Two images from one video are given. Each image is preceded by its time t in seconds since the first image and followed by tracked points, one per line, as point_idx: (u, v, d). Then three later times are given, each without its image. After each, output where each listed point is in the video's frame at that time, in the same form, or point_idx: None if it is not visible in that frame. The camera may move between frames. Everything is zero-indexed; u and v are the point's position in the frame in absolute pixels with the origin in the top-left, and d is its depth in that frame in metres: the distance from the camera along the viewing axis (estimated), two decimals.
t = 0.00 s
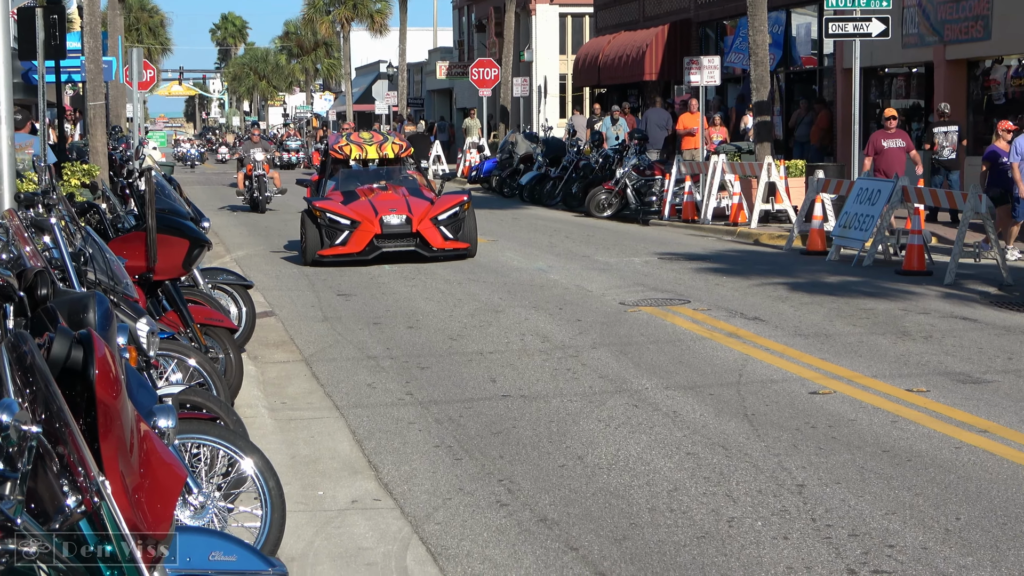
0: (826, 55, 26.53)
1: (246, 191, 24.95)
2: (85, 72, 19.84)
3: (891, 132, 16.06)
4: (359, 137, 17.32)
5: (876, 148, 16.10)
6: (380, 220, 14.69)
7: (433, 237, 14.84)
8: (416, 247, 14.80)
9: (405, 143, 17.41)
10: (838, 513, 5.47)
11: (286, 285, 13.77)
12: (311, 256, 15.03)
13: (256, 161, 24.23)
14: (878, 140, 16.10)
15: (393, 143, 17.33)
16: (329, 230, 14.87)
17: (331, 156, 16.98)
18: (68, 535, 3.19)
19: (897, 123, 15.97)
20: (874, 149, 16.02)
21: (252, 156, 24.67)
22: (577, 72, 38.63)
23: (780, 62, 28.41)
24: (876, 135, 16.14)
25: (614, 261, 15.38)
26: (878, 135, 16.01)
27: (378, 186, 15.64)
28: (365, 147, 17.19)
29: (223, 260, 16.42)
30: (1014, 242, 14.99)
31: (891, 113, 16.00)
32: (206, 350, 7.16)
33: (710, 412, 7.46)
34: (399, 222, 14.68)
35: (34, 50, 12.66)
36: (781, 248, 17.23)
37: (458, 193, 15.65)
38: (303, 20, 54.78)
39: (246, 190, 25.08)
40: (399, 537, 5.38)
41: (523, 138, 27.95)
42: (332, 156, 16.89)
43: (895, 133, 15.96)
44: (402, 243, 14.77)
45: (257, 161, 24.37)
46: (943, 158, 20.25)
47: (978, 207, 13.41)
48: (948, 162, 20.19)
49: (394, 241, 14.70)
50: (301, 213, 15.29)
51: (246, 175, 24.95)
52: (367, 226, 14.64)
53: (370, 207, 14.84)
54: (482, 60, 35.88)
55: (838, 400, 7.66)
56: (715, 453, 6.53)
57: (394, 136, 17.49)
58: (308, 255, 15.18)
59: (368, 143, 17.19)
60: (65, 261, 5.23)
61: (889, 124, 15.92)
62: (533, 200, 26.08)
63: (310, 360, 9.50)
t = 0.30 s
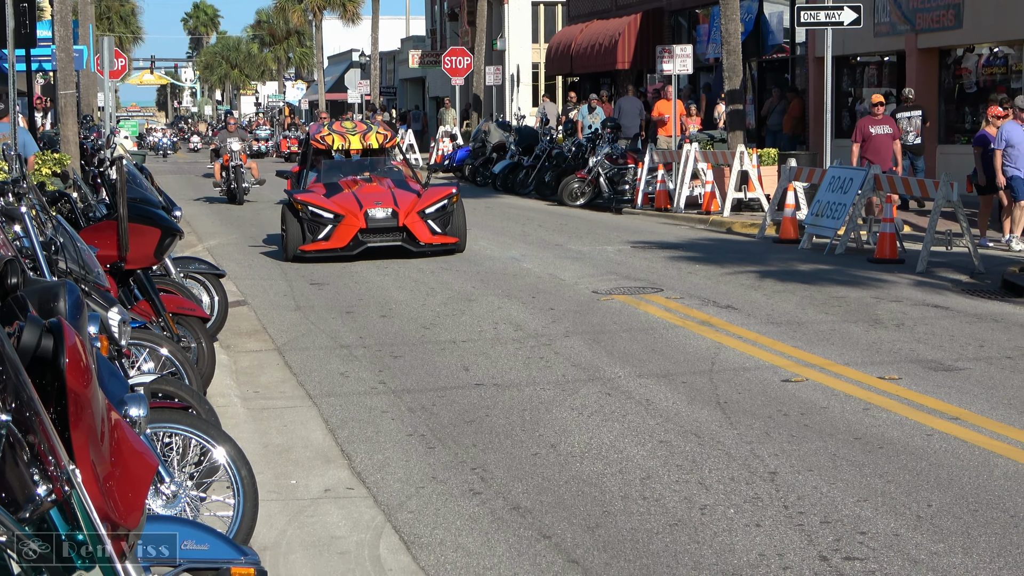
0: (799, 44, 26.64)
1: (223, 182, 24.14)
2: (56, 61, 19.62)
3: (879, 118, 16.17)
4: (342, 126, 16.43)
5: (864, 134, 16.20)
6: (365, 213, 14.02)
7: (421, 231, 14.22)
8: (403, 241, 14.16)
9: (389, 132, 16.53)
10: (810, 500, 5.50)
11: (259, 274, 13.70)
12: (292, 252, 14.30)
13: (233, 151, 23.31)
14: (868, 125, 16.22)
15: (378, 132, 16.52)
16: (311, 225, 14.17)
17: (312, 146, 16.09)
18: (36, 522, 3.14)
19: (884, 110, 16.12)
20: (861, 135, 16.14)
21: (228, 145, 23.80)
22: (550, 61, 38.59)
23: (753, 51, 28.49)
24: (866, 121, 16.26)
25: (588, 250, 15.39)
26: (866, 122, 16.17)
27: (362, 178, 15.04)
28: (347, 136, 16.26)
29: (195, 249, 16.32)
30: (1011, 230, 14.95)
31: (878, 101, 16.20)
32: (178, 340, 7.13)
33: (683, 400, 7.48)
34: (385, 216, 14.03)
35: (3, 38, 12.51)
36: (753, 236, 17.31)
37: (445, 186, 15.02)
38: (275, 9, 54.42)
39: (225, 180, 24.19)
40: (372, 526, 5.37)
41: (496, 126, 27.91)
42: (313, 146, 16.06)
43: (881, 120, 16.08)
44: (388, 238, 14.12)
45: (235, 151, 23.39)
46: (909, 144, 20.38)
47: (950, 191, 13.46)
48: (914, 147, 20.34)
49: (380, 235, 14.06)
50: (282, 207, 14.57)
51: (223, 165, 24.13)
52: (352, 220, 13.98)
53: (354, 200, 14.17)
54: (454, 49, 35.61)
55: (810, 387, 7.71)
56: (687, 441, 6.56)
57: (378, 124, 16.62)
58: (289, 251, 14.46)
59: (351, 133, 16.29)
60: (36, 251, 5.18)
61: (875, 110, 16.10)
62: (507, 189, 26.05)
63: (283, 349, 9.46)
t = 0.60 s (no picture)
0: (775, 33, 26.73)
1: (202, 175, 23.20)
2: (30, 51, 19.42)
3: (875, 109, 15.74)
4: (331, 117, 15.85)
5: (860, 126, 15.75)
6: (356, 209, 13.24)
7: (415, 228, 13.46)
8: (395, 238, 13.42)
9: (378, 123, 15.80)
10: (786, 489, 5.53)
11: (236, 265, 13.63)
12: (279, 249, 13.52)
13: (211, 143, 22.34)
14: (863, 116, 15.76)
15: (368, 123, 15.88)
16: (299, 220, 13.38)
17: (299, 138, 15.57)
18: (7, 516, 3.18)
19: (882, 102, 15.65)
20: (858, 127, 15.69)
21: (208, 137, 22.86)
22: (527, 51, 38.52)
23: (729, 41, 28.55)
24: (860, 113, 15.80)
25: (565, 239, 15.39)
26: (862, 114, 15.74)
27: (352, 171, 14.19)
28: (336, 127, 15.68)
29: (171, 240, 16.22)
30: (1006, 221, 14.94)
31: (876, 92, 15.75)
32: (155, 330, 7.10)
33: (660, 389, 7.51)
34: (377, 211, 13.26)
35: None
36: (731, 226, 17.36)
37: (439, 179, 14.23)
38: None
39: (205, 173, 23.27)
40: (350, 516, 5.36)
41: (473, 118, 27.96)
42: (300, 137, 15.58)
43: (879, 112, 15.63)
44: (379, 234, 13.36)
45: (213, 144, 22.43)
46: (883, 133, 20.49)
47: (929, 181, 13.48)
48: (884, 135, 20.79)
49: (372, 232, 13.29)
50: (268, 201, 13.77)
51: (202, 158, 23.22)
52: (342, 216, 13.20)
53: (344, 194, 13.38)
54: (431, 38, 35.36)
55: (786, 376, 7.75)
56: (665, 430, 6.57)
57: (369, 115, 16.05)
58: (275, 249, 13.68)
59: (340, 124, 15.72)
60: (12, 241, 5.14)
61: (872, 102, 15.66)
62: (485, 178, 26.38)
63: (260, 339, 9.42)
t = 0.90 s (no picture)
0: (753, 22, 26.79)
1: (182, 166, 22.33)
2: (6, 41, 19.24)
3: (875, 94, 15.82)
4: (320, 105, 14.62)
5: (860, 111, 15.82)
6: (349, 204, 12.58)
7: (411, 223, 12.80)
8: (391, 235, 12.78)
9: (372, 112, 14.58)
10: (765, 476, 5.55)
11: (214, 254, 13.57)
12: (269, 247, 12.85)
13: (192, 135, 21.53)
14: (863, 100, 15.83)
15: (361, 114, 14.61)
16: (289, 216, 12.73)
17: (288, 129, 14.43)
18: None
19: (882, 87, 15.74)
20: (857, 112, 15.76)
21: (188, 128, 21.96)
22: (505, 40, 38.46)
23: (707, 29, 28.58)
24: (860, 98, 15.87)
25: (544, 228, 15.39)
26: (861, 98, 15.81)
27: (344, 165, 13.59)
28: (326, 118, 14.47)
29: (149, 229, 16.13)
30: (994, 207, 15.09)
31: (875, 77, 15.84)
32: (133, 321, 7.06)
33: (639, 377, 7.52)
34: (372, 206, 12.59)
35: None
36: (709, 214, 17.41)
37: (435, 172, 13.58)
38: None
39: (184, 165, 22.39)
40: (328, 505, 5.36)
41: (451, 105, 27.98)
42: (289, 128, 14.44)
43: (878, 96, 15.72)
44: (374, 230, 12.71)
45: (194, 134, 21.61)
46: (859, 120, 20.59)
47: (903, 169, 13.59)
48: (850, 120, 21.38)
49: (365, 228, 12.63)
50: (256, 196, 13.09)
51: (183, 149, 22.32)
52: (334, 211, 12.54)
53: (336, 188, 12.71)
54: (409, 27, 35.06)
55: (765, 364, 7.79)
56: (644, 418, 6.59)
57: (361, 104, 14.80)
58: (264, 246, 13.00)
59: (331, 114, 14.47)
60: None
61: (872, 87, 15.73)
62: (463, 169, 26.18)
63: (238, 329, 9.39)
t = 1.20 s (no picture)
0: (737, 8, 26.80)
1: (167, 155, 21.59)
2: None
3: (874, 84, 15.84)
4: (319, 95, 14.12)
5: (861, 100, 15.82)
6: (349, 196, 11.84)
7: (415, 217, 12.04)
8: (394, 230, 12.03)
9: (371, 99, 14.01)
10: (749, 462, 5.57)
11: (198, 241, 13.52)
12: (265, 242, 12.12)
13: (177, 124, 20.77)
14: (864, 90, 15.81)
15: (361, 101, 14.04)
16: (286, 210, 11.99)
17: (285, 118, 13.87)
18: None
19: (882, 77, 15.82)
20: (858, 102, 15.75)
21: (173, 115, 21.29)
22: (489, 26, 38.36)
23: (692, 16, 28.57)
24: (860, 87, 15.87)
25: (528, 215, 15.37)
26: (862, 87, 15.84)
27: (343, 156, 12.99)
28: (325, 106, 13.96)
29: (132, 216, 16.05)
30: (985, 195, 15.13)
31: (876, 68, 15.95)
32: (117, 308, 7.04)
33: (623, 363, 7.54)
34: (373, 199, 11.85)
35: None
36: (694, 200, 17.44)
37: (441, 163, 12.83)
38: None
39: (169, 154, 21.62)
40: (313, 492, 5.35)
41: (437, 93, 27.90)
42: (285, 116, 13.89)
43: (879, 85, 15.79)
44: (376, 224, 11.97)
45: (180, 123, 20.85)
46: (840, 107, 20.68)
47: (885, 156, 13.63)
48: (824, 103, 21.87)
49: (367, 222, 11.90)
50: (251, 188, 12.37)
51: (168, 137, 21.63)
52: (333, 204, 11.80)
53: (336, 179, 11.97)
54: (393, 14, 34.86)
55: (749, 350, 7.80)
56: (628, 404, 6.60)
57: (362, 92, 14.22)
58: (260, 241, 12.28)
59: (329, 102, 13.96)
60: None
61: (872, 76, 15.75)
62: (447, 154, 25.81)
63: (222, 316, 9.35)
